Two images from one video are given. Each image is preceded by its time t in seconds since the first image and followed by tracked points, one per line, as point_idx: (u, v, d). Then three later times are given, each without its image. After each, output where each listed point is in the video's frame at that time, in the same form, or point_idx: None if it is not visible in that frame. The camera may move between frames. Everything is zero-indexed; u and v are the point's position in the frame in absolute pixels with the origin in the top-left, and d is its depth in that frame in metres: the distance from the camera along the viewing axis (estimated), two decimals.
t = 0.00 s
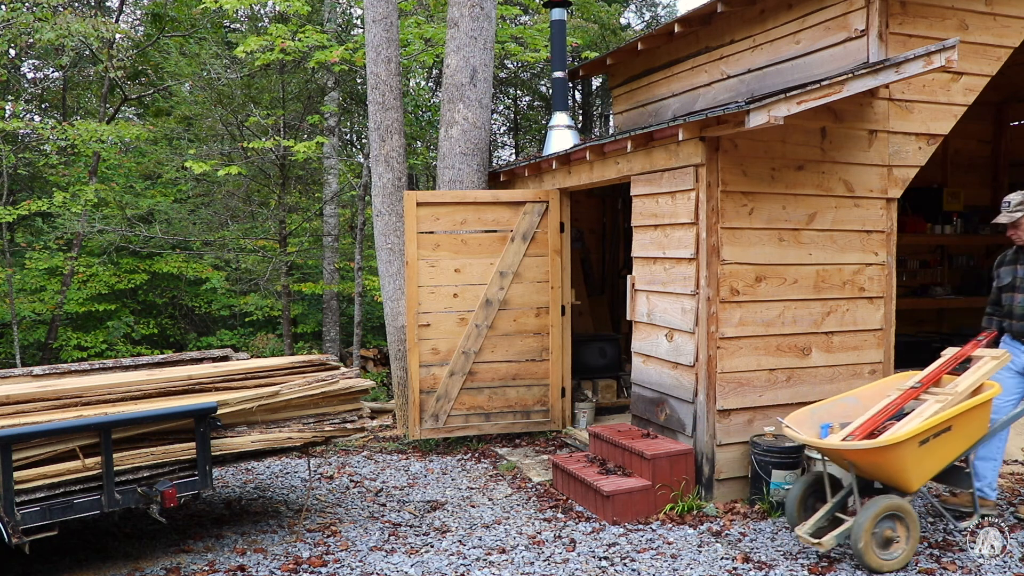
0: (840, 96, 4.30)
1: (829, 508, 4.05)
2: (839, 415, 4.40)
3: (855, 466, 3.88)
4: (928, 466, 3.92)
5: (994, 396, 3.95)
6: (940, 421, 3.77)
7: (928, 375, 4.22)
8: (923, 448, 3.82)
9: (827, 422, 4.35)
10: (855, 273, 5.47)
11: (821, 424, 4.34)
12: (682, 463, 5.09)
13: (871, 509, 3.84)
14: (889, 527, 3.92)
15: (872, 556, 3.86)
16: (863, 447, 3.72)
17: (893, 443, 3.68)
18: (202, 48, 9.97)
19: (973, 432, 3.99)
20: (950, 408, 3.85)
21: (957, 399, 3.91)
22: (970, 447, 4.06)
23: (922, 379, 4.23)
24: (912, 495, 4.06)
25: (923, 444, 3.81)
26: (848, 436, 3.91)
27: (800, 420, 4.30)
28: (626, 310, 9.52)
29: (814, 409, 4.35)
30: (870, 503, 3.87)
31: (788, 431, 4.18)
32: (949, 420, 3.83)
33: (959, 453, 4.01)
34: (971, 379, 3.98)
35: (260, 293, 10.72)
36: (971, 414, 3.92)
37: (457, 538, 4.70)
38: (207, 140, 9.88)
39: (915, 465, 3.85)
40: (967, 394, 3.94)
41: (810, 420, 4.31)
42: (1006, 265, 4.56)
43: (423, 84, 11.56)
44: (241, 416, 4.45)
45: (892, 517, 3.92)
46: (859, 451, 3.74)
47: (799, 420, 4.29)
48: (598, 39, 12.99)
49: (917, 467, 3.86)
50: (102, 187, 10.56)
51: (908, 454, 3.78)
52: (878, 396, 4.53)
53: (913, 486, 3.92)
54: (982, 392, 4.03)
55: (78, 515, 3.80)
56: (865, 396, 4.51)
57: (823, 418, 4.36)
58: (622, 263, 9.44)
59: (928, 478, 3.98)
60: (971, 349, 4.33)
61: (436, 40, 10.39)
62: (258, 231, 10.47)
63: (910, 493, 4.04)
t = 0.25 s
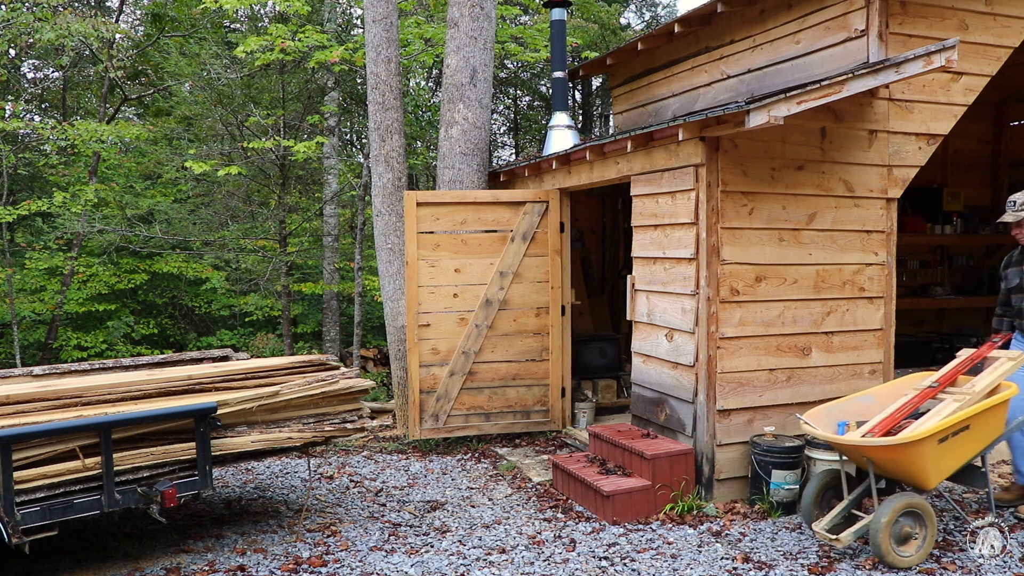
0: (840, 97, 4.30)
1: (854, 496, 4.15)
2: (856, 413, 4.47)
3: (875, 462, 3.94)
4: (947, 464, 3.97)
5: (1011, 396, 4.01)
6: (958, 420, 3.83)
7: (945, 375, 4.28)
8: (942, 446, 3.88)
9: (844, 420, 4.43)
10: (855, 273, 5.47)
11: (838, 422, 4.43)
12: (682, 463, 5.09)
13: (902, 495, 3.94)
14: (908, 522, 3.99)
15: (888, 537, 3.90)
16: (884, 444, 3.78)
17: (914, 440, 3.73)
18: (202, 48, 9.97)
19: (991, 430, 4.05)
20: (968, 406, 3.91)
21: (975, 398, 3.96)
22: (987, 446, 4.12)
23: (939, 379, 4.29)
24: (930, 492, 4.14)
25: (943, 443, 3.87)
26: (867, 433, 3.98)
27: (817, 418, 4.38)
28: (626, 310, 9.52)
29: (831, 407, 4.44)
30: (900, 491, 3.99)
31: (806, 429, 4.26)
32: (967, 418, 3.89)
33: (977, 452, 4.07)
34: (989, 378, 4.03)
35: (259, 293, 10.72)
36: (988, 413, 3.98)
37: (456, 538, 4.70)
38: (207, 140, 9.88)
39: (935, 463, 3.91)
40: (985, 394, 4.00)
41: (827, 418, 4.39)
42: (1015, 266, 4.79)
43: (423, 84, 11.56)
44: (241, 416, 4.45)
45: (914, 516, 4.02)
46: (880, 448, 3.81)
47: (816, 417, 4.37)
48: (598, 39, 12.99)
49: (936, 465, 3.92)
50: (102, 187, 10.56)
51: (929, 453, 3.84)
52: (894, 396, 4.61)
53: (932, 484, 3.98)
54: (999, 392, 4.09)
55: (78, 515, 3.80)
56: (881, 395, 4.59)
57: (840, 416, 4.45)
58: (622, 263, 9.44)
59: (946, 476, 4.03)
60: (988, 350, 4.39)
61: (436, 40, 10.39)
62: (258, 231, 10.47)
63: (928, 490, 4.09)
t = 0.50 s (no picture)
0: (839, 97, 4.30)
1: (867, 492, 4.22)
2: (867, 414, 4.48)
3: (887, 459, 3.96)
4: (958, 466, 4.00)
5: None
6: (972, 421, 3.86)
7: (958, 380, 4.31)
8: (955, 447, 3.90)
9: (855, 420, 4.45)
10: (855, 273, 5.47)
11: (850, 421, 4.44)
12: (682, 463, 5.09)
13: (919, 493, 4.00)
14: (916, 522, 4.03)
15: (898, 528, 3.93)
16: (898, 441, 3.80)
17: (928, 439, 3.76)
18: (202, 48, 9.96)
19: (1002, 436, 4.07)
20: (981, 409, 3.94)
21: (987, 402, 3.99)
22: (997, 452, 4.15)
23: (952, 384, 4.32)
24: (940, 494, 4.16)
25: (955, 444, 3.90)
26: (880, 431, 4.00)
27: (830, 415, 4.39)
28: (626, 310, 9.52)
29: (843, 407, 4.45)
30: (916, 491, 4.05)
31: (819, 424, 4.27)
32: (980, 421, 3.92)
33: (987, 457, 4.10)
34: (1002, 383, 4.06)
35: (260, 293, 10.72)
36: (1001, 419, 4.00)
37: (456, 538, 4.70)
38: (207, 140, 9.87)
39: (947, 464, 3.93)
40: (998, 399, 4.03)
41: (838, 416, 4.40)
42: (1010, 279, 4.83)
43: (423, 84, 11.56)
44: (241, 416, 4.45)
45: (925, 517, 4.06)
46: (895, 445, 3.83)
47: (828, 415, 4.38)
48: (599, 39, 12.99)
49: (948, 466, 3.95)
50: (102, 187, 10.56)
51: (941, 452, 3.86)
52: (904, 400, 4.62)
53: (943, 486, 4.01)
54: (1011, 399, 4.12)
55: (78, 515, 3.80)
56: (892, 399, 4.60)
57: (851, 416, 4.46)
58: (622, 263, 9.44)
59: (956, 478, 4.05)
60: (1000, 358, 4.42)
61: (436, 40, 10.38)
62: (258, 231, 10.47)
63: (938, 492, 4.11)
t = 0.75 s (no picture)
0: (839, 96, 4.30)
1: (868, 493, 4.23)
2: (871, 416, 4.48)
3: (890, 458, 3.97)
4: (959, 469, 4.00)
5: None
6: (976, 423, 3.87)
7: (963, 384, 4.30)
8: (957, 449, 3.91)
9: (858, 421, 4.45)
10: (855, 273, 5.47)
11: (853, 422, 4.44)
12: (682, 463, 5.09)
13: (919, 493, 4.00)
14: (917, 523, 4.02)
15: (899, 528, 3.93)
16: (903, 440, 3.80)
17: (932, 438, 3.77)
18: (202, 48, 9.96)
19: (1005, 441, 4.07)
20: (986, 413, 3.94)
21: (992, 406, 4.00)
22: (1000, 458, 4.14)
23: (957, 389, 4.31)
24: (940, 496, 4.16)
25: (959, 446, 3.91)
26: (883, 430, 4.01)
27: (833, 415, 4.39)
28: (626, 310, 9.51)
29: (846, 407, 4.45)
30: (916, 491, 4.04)
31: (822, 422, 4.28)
32: (985, 425, 3.92)
33: (989, 462, 4.10)
34: (1007, 388, 4.06)
35: (259, 293, 10.72)
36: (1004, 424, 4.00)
37: (456, 538, 4.70)
38: (207, 140, 9.87)
39: (949, 465, 3.94)
40: (1002, 404, 4.02)
41: (842, 416, 4.40)
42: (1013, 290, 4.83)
43: (423, 85, 11.57)
44: (241, 416, 4.45)
45: (925, 518, 4.06)
46: (898, 443, 3.84)
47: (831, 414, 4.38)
48: (598, 39, 12.99)
49: (950, 468, 3.96)
50: (102, 187, 10.56)
51: (944, 454, 3.87)
52: (908, 404, 4.62)
53: (943, 487, 4.01)
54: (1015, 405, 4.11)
55: (78, 515, 3.80)
56: (896, 402, 4.60)
57: (854, 417, 4.46)
58: (622, 263, 9.44)
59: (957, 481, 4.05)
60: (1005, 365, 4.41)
61: (436, 40, 10.38)
62: (258, 231, 10.48)
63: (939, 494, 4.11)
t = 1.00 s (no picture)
0: (839, 96, 4.30)
1: (862, 494, 4.24)
2: (873, 418, 4.48)
3: (889, 457, 3.97)
4: (959, 473, 4.00)
5: None
6: (978, 428, 3.87)
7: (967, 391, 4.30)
8: (958, 453, 3.91)
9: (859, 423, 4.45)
10: (855, 273, 5.47)
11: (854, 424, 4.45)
12: (682, 463, 5.09)
13: (911, 494, 3.99)
14: (913, 525, 4.02)
15: (892, 532, 3.94)
16: (903, 438, 3.82)
17: (932, 439, 3.77)
18: (202, 48, 9.96)
19: (1007, 449, 4.07)
20: (988, 419, 3.94)
21: (995, 413, 4.00)
22: (1000, 466, 4.13)
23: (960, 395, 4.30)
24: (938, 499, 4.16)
25: (959, 450, 3.91)
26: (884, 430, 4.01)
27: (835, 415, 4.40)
28: (626, 310, 9.51)
29: (849, 408, 4.45)
30: (908, 491, 4.04)
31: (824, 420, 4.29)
32: (987, 431, 3.92)
33: (989, 470, 4.10)
34: (1011, 396, 4.06)
35: (259, 293, 10.71)
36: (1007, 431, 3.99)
37: (457, 538, 4.70)
38: (207, 140, 9.87)
39: (949, 469, 3.95)
40: (1005, 412, 4.02)
41: (844, 416, 4.41)
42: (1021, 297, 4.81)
43: (423, 84, 11.57)
44: (241, 416, 4.45)
45: (921, 518, 4.06)
46: (898, 442, 3.85)
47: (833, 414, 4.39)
48: (598, 39, 12.99)
49: (950, 472, 3.96)
50: (102, 187, 10.56)
51: (944, 456, 3.88)
52: (910, 409, 4.62)
53: (941, 490, 4.02)
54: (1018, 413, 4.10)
55: (78, 515, 3.80)
56: (899, 407, 4.60)
57: (856, 419, 4.46)
58: (622, 263, 9.44)
59: (955, 486, 4.05)
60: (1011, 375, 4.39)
61: (436, 40, 10.39)
62: (258, 231, 10.48)
63: (936, 497, 4.11)
